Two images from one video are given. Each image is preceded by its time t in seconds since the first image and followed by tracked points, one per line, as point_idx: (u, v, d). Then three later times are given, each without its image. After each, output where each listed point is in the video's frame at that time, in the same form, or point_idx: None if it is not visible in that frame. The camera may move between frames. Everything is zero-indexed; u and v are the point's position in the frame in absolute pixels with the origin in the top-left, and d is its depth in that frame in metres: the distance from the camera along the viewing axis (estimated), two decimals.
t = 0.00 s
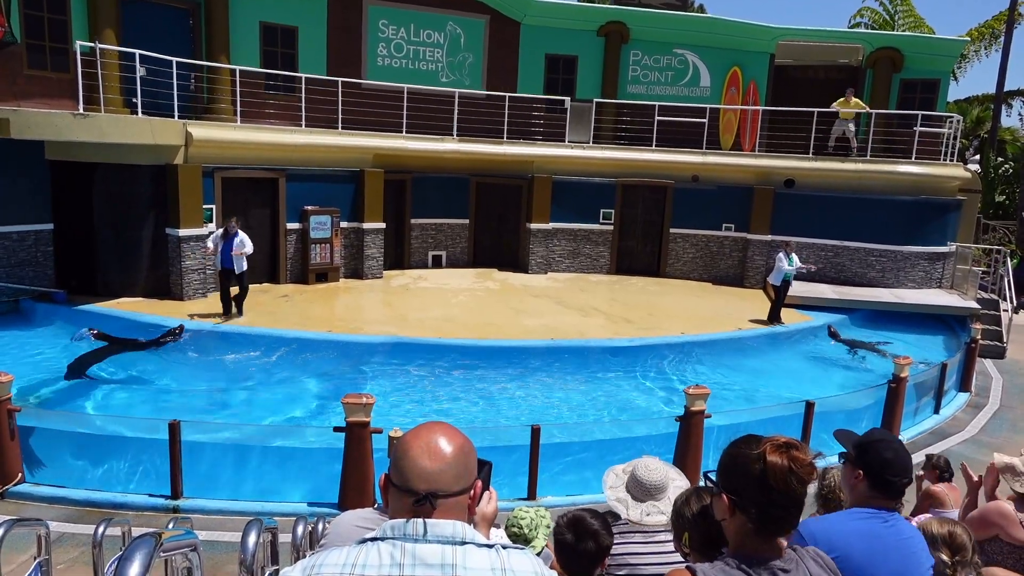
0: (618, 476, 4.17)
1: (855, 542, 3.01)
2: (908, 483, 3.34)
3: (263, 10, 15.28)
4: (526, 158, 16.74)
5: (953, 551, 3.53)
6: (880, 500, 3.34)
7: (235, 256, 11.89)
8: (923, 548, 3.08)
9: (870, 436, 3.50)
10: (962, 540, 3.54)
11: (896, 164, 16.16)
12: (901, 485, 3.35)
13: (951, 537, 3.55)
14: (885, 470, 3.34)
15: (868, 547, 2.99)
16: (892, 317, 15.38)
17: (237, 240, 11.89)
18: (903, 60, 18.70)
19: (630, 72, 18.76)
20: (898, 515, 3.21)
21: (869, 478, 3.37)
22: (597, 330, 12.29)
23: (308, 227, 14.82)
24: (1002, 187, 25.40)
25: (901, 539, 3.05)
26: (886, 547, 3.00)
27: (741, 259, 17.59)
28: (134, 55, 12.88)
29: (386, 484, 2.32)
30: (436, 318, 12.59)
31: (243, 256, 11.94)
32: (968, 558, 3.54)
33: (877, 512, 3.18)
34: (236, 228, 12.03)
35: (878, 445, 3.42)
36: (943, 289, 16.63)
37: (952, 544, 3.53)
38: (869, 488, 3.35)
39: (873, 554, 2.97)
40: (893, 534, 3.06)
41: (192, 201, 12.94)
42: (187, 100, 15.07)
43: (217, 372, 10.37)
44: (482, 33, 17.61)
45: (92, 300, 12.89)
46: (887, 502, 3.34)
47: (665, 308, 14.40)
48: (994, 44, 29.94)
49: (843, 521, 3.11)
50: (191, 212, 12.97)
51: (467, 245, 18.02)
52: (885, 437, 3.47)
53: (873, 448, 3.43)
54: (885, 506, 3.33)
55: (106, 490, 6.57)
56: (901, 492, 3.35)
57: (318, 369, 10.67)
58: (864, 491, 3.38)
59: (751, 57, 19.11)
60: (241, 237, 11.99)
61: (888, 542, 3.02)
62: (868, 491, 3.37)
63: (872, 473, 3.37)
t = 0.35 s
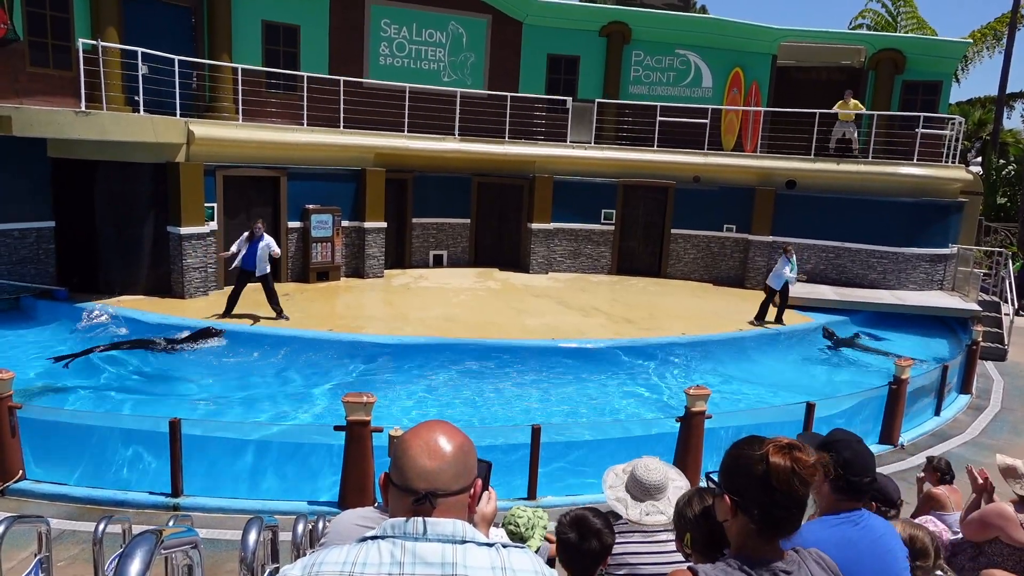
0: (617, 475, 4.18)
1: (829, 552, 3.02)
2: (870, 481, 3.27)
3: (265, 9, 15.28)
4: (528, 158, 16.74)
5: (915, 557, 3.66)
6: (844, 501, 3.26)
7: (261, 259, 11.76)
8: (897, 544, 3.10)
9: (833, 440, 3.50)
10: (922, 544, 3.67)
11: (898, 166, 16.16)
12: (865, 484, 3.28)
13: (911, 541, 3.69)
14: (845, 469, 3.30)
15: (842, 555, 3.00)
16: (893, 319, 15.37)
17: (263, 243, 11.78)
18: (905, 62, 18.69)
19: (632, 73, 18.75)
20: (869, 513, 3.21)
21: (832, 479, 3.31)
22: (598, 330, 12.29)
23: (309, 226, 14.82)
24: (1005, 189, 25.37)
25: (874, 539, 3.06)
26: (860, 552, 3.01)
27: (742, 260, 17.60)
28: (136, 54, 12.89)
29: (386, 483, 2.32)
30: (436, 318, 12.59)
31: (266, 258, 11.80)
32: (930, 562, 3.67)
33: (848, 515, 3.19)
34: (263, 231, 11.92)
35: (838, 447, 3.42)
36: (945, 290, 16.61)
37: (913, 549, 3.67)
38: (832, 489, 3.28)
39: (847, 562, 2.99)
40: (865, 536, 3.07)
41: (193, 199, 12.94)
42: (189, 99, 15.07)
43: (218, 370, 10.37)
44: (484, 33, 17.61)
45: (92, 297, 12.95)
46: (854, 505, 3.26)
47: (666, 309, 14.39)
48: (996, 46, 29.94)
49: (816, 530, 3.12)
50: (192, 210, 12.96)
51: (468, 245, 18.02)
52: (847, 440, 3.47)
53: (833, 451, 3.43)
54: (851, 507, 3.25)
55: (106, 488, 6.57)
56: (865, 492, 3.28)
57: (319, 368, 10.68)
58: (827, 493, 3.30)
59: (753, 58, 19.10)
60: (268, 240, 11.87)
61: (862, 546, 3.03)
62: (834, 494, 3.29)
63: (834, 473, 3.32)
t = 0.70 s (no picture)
0: (616, 475, 4.16)
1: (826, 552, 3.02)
2: (864, 479, 3.30)
3: (264, 10, 15.28)
4: (527, 158, 16.74)
5: (912, 555, 3.67)
6: (840, 500, 3.28)
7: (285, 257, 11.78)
8: (895, 542, 3.10)
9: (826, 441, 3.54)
10: (920, 543, 3.67)
11: (897, 165, 16.17)
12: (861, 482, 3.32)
13: (909, 540, 3.69)
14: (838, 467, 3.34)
15: (839, 555, 3.01)
16: (892, 318, 15.38)
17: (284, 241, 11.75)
18: (904, 62, 18.70)
19: (631, 72, 18.75)
20: (866, 511, 3.22)
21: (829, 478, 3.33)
22: (597, 330, 12.30)
23: (309, 226, 14.82)
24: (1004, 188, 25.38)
25: (871, 538, 3.06)
26: (856, 552, 3.01)
27: (742, 260, 17.60)
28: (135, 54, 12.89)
29: (386, 484, 2.32)
30: (436, 318, 12.60)
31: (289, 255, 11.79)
32: (928, 562, 3.68)
33: (844, 514, 3.19)
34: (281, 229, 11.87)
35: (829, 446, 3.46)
36: (944, 289, 16.62)
37: (911, 548, 3.67)
38: (829, 489, 3.30)
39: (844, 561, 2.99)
40: (862, 534, 3.07)
41: (192, 200, 12.96)
42: (188, 100, 15.07)
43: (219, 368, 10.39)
44: (483, 33, 17.63)
45: (92, 298, 12.97)
46: (850, 503, 3.28)
47: (665, 309, 14.39)
48: (995, 46, 29.96)
49: (813, 531, 3.13)
50: (191, 211, 12.97)
51: (468, 245, 18.03)
52: (841, 442, 3.51)
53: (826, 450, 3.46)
54: (848, 506, 3.28)
55: (106, 489, 6.57)
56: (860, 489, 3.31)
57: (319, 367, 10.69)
58: (823, 492, 3.33)
59: (752, 58, 19.11)
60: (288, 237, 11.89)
61: (859, 545, 3.03)
62: (830, 494, 3.31)
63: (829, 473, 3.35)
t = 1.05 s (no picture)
0: (613, 477, 4.16)
1: (845, 544, 3.03)
2: (883, 478, 3.30)
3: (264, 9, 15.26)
4: (526, 158, 16.73)
5: (932, 560, 3.61)
6: (859, 498, 3.30)
7: (294, 255, 11.73)
8: (914, 547, 3.09)
9: (851, 433, 3.48)
10: (940, 547, 3.61)
11: (897, 166, 16.18)
12: (881, 481, 3.32)
13: (928, 544, 3.63)
14: (857, 465, 3.34)
15: (857, 548, 3.01)
16: (892, 318, 15.38)
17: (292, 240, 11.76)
18: (904, 62, 18.71)
19: (630, 72, 18.74)
20: (885, 513, 3.21)
21: (847, 475, 3.35)
22: (597, 330, 12.31)
23: (308, 225, 14.81)
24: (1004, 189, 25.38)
25: (889, 538, 3.05)
26: (875, 549, 3.01)
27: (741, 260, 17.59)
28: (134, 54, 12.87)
29: (387, 484, 2.32)
30: (436, 318, 12.60)
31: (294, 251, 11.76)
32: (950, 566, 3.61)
33: (865, 512, 3.19)
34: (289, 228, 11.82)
35: (853, 438, 3.42)
36: (943, 290, 16.62)
37: (930, 552, 3.62)
38: (848, 486, 3.33)
39: (862, 554, 2.99)
40: (881, 533, 3.06)
41: (191, 199, 12.95)
42: (187, 99, 15.06)
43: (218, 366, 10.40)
44: (483, 33, 17.63)
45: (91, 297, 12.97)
46: (869, 501, 3.29)
47: (664, 309, 14.39)
48: (994, 46, 29.97)
49: (832, 523, 3.13)
50: (190, 210, 12.96)
51: (467, 245, 18.03)
52: (863, 434, 3.44)
53: (846, 443, 3.44)
54: (866, 504, 3.29)
55: (105, 488, 6.58)
56: (880, 488, 3.31)
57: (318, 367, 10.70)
58: (843, 488, 3.35)
59: (752, 58, 19.12)
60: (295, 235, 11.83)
61: (878, 543, 3.03)
62: (851, 491, 3.33)
63: (848, 470, 3.36)
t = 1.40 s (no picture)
0: (614, 479, 4.13)
1: (865, 540, 2.92)
2: (913, 480, 3.32)
3: (267, 10, 15.26)
4: (528, 160, 16.72)
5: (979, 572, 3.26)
6: (889, 500, 3.34)
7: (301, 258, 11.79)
8: (939, 557, 2.96)
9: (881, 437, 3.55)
10: (989, 557, 3.26)
11: (899, 170, 16.17)
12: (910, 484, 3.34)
13: (977, 552, 3.29)
14: (888, 467, 3.37)
15: (878, 545, 2.90)
16: (894, 322, 15.36)
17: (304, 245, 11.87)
18: (906, 66, 18.69)
19: (633, 75, 18.75)
20: (912, 520, 3.11)
21: (876, 477, 3.39)
22: (599, 333, 12.31)
23: (311, 226, 14.82)
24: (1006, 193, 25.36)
25: (912, 542, 2.95)
26: (896, 549, 2.91)
27: (743, 263, 17.56)
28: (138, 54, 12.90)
29: (388, 486, 2.31)
30: (438, 319, 12.60)
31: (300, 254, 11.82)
32: None
33: (891, 515, 3.09)
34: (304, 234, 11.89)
35: (885, 443, 3.47)
36: (945, 294, 16.60)
37: (975, 561, 3.26)
38: (876, 487, 3.37)
39: (882, 551, 2.89)
40: (904, 537, 2.96)
41: (193, 200, 12.95)
42: (191, 100, 15.08)
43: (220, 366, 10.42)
44: (486, 35, 17.64)
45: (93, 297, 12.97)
46: (899, 503, 3.33)
47: (666, 312, 14.38)
48: (997, 50, 29.95)
49: (856, 518, 3.04)
50: (193, 211, 12.97)
51: (469, 247, 18.03)
52: (894, 439, 3.51)
53: (879, 447, 3.48)
54: (895, 506, 3.33)
55: (106, 488, 6.58)
56: (912, 491, 3.33)
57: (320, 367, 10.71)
58: (873, 491, 3.39)
59: (754, 61, 19.12)
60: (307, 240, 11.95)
61: (900, 544, 2.93)
62: (879, 492, 3.37)
63: (877, 472, 3.40)
